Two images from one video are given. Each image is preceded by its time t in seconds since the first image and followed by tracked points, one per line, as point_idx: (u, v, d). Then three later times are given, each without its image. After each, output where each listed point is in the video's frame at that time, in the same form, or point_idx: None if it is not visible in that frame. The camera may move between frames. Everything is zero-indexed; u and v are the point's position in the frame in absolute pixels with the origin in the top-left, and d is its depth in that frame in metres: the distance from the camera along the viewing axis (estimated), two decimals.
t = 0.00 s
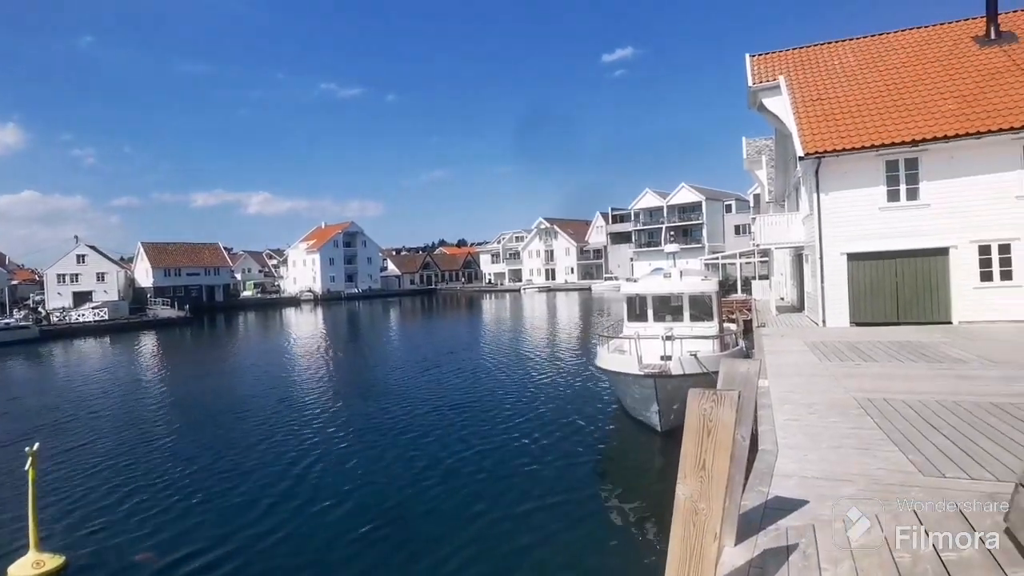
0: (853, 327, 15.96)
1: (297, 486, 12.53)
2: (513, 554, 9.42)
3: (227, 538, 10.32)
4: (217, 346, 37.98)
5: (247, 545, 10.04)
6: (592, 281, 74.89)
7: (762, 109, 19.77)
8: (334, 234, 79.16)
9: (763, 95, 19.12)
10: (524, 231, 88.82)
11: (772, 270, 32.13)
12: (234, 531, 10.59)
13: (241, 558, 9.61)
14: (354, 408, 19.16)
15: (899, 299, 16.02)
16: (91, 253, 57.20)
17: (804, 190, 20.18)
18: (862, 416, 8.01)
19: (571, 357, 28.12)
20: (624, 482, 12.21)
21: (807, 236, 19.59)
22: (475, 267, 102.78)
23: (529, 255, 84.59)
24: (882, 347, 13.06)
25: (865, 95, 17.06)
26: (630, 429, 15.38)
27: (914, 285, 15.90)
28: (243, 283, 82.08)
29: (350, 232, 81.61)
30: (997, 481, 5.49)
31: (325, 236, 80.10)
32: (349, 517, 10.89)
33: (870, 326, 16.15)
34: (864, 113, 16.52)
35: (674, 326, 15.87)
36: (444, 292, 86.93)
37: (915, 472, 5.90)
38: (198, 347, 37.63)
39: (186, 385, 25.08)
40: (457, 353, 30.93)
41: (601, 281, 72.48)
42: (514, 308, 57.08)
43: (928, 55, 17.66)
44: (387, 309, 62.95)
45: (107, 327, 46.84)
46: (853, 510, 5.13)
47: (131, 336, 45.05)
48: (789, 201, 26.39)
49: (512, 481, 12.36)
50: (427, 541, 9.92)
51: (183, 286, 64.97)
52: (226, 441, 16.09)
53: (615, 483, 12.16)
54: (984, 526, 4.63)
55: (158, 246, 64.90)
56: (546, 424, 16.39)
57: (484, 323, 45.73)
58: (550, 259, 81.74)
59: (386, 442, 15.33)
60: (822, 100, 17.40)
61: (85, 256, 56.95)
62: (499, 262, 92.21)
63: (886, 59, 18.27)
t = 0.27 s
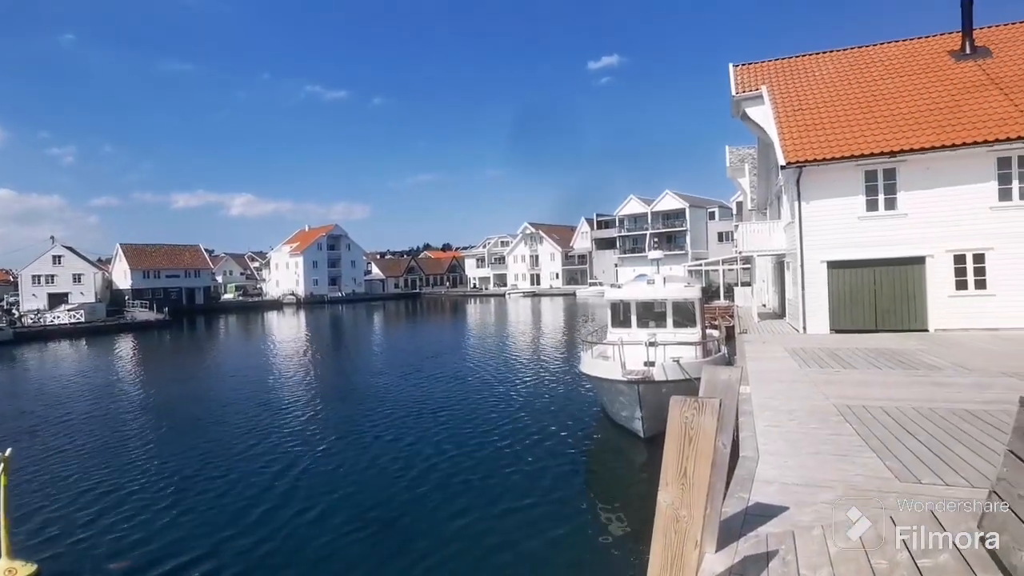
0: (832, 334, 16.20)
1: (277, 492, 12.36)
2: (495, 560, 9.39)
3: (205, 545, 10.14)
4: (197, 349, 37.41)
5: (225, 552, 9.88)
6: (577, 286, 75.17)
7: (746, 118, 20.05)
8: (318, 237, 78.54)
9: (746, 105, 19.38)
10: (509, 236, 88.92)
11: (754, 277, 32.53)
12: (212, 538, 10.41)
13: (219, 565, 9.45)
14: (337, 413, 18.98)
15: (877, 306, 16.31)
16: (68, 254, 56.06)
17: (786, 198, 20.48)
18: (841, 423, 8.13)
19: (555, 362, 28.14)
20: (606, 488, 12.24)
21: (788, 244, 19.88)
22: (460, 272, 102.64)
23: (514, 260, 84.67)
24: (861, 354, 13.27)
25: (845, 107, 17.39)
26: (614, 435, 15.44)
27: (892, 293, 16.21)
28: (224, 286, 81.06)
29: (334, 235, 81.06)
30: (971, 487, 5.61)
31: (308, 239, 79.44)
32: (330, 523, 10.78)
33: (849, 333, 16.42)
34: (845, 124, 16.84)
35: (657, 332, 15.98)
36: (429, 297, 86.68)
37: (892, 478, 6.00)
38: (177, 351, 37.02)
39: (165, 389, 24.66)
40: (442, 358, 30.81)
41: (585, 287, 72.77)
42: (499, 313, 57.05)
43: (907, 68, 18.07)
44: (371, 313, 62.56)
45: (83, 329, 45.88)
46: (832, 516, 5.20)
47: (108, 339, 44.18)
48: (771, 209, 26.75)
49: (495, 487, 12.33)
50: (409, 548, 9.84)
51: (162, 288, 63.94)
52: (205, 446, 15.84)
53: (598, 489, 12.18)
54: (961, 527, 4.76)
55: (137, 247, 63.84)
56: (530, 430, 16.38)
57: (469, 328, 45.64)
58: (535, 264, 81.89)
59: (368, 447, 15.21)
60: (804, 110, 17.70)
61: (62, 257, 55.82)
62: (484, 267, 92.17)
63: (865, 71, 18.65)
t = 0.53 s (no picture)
0: (826, 341, 16.24)
1: (269, 502, 12.25)
2: (490, 568, 9.33)
3: (197, 555, 10.03)
4: (189, 358, 37.10)
5: (216, 562, 9.76)
6: (571, 293, 75.18)
7: (738, 125, 20.17)
8: (312, 244, 78.33)
9: (738, 112, 19.48)
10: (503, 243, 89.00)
11: (748, 284, 32.64)
12: (203, 548, 10.29)
13: None
14: (331, 421, 18.84)
15: (870, 312, 16.39)
16: (59, 262, 55.64)
17: (779, 205, 20.57)
18: (836, 430, 8.15)
19: (550, 369, 28.07)
20: (601, 496, 12.20)
21: (781, 251, 19.97)
22: (455, 279, 102.55)
23: (508, 267, 84.69)
24: (855, 360, 13.31)
25: (837, 114, 17.53)
26: (609, 442, 15.39)
27: (885, 299, 16.29)
28: (217, 294, 80.55)
29: (328, 242, 80.88)
30: (965, 493, 5.62)
31: (302, 246, 79.22)
32: (323, 532, 10.68)
33: (843, 339, 16.46)
34: (837, 131, 16.97)
35: (652, 338, 15.99)
36: (423, 304, 86.51)
37: (887, 485, 6.00)
38: (170, 359, 36.68)
39: (158, 397, 24.44)
40: (436, 366, 30.66)
41: (580, 293, 72.80)
42: (494, 320, 56.95)
43: (896, 76, 18.26)
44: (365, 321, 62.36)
45: (73, 337, 45.40)
46: (827, 524, 5.18)
47: (99, 347, 43.75)
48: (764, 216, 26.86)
49: (490, 495, 12.26)
50: (402, 557, 9.75)
51: (154, 296, 63.49)
52: (197, 456, 15.65)
53: (593, 497, 12.13)
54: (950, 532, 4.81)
55: (129, 255, 63.42)
56: (525, 437, 16.31)
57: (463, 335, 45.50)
58: (530, 271, 81.90)
59: (362, 455, 15.10)
60: (796, 118, 17.84)
61: (53, 265, 55.40)
62: (479, 274, 92.12)
63: (856, 79, 18.83)
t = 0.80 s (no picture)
0: (826, 343, 16.24)
1: (269, 506, 12.21)
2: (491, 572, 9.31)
3: (197, 561, 10.01)
4: (190, 363, 37.08)
5: (217, 568, 9.74)
6: (571, 296, 75.19)
7: (736, 128, 20.22)
8: (312, 249, 78.39)
9: (737, 115, 19.52)
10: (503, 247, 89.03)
11: (747, 286, 32.66)
12: (204, 553, 10.27)
13: None
14: (331, 426, 18.82)
15: (870, 314, 16.39)
16: (59, 268, 55.67)
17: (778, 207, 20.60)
18: (836, 432, 8.15)
19: (550, 373, 28.05)
20: (602, 499, 12.19)
21: (780, 253, 19.98)
22: (454, 283, 102.58)
23: (508, 270, 84.72)
24: (855, 362, 13.31)
25: (835, 116, 17.58)
26: (610, 445, 15.39)
27: (884, 301, 16.30)
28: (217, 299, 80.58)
29: (327, 247, 80.97)
30: (966, 494, 5.62)
31: (302, 251, 79.28)
32: (324, 537, 10.66)
33: (843, 341, 16.46)
34: (835, 133, 17.02)
35: (651, 341, 15.99)
36: (423, 308, 86.52)
37: (888, 486, 6.00)
38: (170, 364, 36.65)
39: (158, 403, 24.42)
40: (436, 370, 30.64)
41: (580, 296, 72.79)
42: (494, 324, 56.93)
43: (893, 78, 18.32)
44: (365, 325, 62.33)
45: (73, 343, 45.36)
46: (828, 526, 5.18)
47: (99, 353, 43.70)
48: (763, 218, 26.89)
49: (491, 499, 12.24)
50: (402, 561, 9.72)
51: (154, 301, 63.49)
52: (198, 461, 15.65)
53: (593, 500, 12.11)
54: (949, 532, 4.83)
55: (129, 260, 63.45)
56: (525, 441, 16.28)
57: (463, 339, 45.46)
58: (530, 274, 81.91)
59: (363, 460, 15.08)
60: (794, 121, 17.89)
61: (53, 271, 55.46)
62: (479, 278, 92.13)
63: (854, 82, 18.88)
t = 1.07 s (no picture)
0: (828, 342, 16.23)
1: (272, 510, 12.20)
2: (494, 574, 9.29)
3: (200, 565, 10.00)
4: (191, 367, 37.11)
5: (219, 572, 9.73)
6: (571, 298, 75.19)
7: (736, 129, 20.23)
8: (312, 253, 78.47)
9: (736, 116, 19.53)
10: (503, 249, 89.09)
11: (748, 286, 32.65)
12: (207, 558, 10.26)
13: None
14: (333, 429, 18.82)
15: (871, 314, 16.37)
16: (60, 273, 55.76)
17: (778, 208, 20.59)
18: (838, 431, 8.14)
19: (551, 375, 28.07)
20: (604, 500, 12.17)
21: (781, 253, 20.01)
22: (455, 285, 102.64)
23: (508, 272, 84.77)
24: (857, 362, 13.29)
25: (834, 116, 17.61)
26: (612, 447, 15.38)
27: (885, 300, 16.29)
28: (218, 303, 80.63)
29: (328, 250, 81.08)
30: (967, 493, 5.61)
31: (302, 255, 79.36)
32: (326, 540, 10.65)
33: (845, 340, 16.44)
34: (834, 133, 17.04)
35: (653, 342, 15.99)
36: (424, 311, 86.50)
37: (890, 486, 5.99)
38: (172, 369, 36.68)
39: (160, 407, 24.46)
40: (437, 372, 30.70)
41: (580, 298, 72.79)
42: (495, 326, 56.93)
43: (892, 78, 18.35)
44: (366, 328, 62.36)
45: (74, 348, 45.37)
46: (831, 526, 5.17)
47: (100, 358, 43.73)
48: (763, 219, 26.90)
49: (493, 501, 12.23)
50: (405, 564, 9.72)
51: (155, 306, 63.55)
52: (201, 464, 15.68)
53: (596, 502, 12.10)
54: (950, 531, 4.83)
55: (130, 265, 63.51)
56: (527, 443, 16.28)
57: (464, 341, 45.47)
58: (530, 276, 81.95)
59: (365, 463, 15.08)
60: (793, 120, 17.91)
61: (55, 276, 55.56)
62: (479, 280, 92.16)
63: (852, 81, 18.91)
